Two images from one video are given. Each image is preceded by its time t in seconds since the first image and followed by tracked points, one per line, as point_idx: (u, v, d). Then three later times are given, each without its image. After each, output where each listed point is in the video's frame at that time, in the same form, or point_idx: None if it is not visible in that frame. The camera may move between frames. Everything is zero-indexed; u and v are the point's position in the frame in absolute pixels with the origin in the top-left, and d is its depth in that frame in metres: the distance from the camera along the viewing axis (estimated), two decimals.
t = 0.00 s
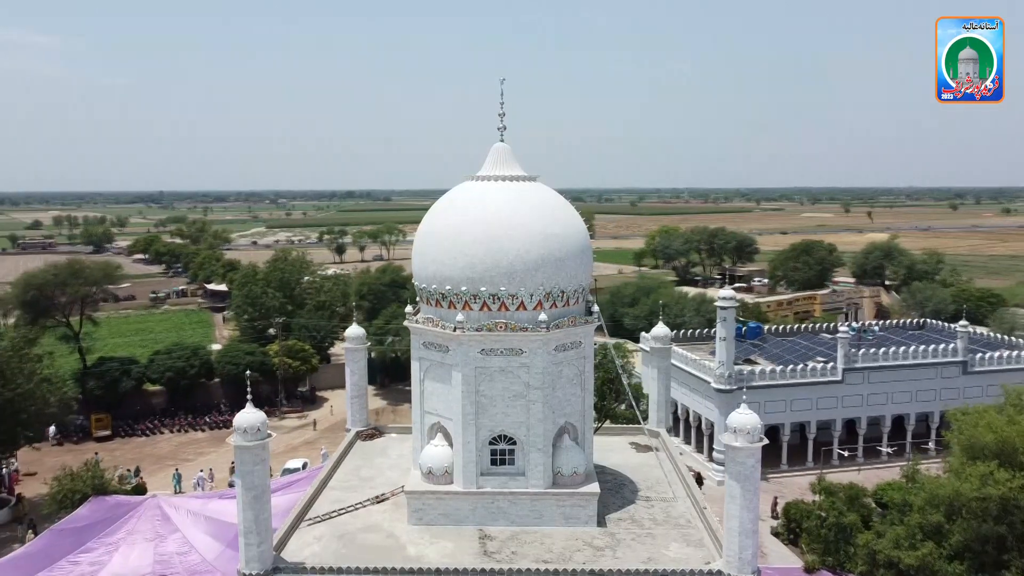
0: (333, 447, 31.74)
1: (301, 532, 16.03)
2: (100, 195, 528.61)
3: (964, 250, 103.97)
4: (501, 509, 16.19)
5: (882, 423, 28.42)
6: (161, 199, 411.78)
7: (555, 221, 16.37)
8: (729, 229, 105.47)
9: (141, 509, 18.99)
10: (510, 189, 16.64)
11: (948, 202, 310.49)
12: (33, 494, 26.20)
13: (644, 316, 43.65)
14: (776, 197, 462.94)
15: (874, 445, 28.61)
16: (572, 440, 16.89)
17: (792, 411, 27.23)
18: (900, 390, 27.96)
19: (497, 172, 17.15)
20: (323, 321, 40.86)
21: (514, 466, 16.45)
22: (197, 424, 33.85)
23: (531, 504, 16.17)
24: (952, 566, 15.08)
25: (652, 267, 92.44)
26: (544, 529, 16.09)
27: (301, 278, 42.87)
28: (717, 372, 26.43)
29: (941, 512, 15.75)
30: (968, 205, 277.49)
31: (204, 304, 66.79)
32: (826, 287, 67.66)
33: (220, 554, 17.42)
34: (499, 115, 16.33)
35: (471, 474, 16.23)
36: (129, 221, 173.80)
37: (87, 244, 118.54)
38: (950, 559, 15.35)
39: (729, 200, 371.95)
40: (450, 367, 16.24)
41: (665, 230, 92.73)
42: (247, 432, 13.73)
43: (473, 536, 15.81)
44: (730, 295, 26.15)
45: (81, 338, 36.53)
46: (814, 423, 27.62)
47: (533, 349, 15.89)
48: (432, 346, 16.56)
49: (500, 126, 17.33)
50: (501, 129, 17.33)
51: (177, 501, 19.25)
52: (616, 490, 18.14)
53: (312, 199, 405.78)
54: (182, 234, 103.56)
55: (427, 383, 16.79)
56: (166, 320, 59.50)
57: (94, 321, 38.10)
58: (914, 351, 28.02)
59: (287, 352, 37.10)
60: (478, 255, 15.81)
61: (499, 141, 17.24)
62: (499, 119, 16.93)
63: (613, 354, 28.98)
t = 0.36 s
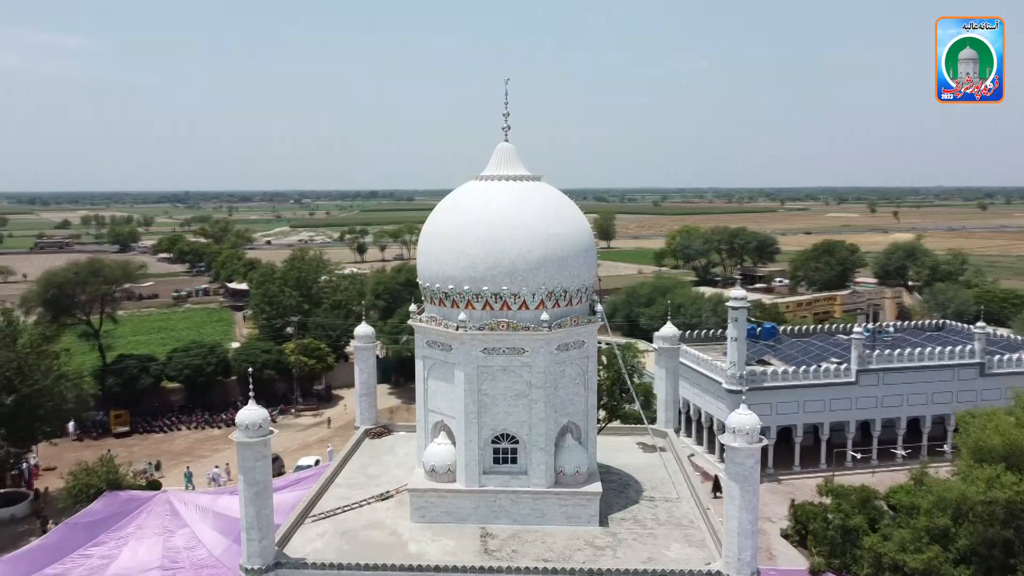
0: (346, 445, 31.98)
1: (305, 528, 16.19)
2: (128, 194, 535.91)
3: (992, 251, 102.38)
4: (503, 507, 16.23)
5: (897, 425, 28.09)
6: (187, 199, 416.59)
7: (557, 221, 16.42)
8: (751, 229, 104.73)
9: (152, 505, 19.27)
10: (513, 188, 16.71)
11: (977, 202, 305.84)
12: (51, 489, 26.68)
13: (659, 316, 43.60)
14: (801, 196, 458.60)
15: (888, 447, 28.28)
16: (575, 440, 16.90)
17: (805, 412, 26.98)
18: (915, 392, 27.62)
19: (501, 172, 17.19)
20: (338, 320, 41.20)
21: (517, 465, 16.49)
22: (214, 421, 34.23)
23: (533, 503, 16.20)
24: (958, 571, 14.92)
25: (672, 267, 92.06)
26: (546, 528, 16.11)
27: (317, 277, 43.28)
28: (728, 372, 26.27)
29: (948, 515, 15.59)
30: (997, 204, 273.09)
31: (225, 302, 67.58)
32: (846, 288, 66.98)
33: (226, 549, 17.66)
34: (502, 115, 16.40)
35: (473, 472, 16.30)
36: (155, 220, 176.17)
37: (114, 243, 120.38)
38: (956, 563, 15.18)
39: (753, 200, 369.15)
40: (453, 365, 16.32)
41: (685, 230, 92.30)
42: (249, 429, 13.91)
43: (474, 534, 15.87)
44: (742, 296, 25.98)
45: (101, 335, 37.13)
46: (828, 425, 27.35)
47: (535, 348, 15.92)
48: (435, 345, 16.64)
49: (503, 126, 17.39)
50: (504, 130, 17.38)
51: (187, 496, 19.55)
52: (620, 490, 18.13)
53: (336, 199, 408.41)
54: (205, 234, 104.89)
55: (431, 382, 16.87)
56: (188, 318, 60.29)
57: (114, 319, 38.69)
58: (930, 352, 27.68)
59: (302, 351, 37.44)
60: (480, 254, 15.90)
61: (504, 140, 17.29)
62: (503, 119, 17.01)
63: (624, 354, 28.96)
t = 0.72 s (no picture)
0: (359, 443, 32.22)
1: (309, 525, 16.36)
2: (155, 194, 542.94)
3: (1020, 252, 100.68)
4: (504, 506, 16.29)
5: (912, 427, 27.75)
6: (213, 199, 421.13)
7: (560, 221, 16.46)
8: (773, 229, 103.89)
9: (162, 500, 19.54)
10: (516, 188, 16.76)
11: (1007, 203, 300.85)
12: (70, 484, 27.15)
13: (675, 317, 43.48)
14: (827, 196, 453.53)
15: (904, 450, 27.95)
16: (577, 439, 16.92)
17: (818, 414, 26.75)
18: (931, 395, 27.28)
19: (505, 171, 17.26)
20: (353, 319, 41.51)
21: (519, 464, 16.55)
22: (231, 419, 34.58)
23: (534, 502, 16.24)
24: None
25: (693, 268, 91.55)
26: (547, 527, 16.15)
27: (334, 277, 43.64)
28: (739, 373, 26.12)
29: (954, 518, 15.39)
30: None
31: (246, 301, 68.27)
32: (868, 289, 66.24)
33: (233, 544, 17.89)
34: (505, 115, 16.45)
35: (475, 471, 16.38)
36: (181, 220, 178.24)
37: (139, 242, 122.06)
38: (962, 567, 14.98)
39: (778, 200, 366.02)
40: (455, 364, 16.41)
41: (706, 230, 91.77)
42: (251, 425, 14.08)
43: (476, 532, 15.94)
44: (753, 296, 25.81)
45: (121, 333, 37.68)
46: (841, 427, 27.09)
47: (537, 348, 15.97)
48: (438, 344, 16.73)
49: (508, 126, 17.44)
50: (509, 129, 17.43)
51: (196, 492, 19.82)
52: (624, 490, 18.12)
53: (359, 199, 410.76)
54: (228, 233, 106.09)
55: (434, 380, 16.96)
56: (209, 317, 61.01)
57: (134, 317, 39.25)
58: (946, 355, 27.34)
59: (318, 349, 37.76)
60: (483, 254, 15.98)
61: (509, 140, 17.35)
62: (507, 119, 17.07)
63: (635, 354, 28.90)
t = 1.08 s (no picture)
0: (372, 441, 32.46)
1: (312, 521, 16.53)
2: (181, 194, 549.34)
3: None
4: (506, 504, 16.37)
5: (927, 430, 27.42)
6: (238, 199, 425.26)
7: (562, 221, 16.50)
8: (795, 229, 102.95)
9: (172, 495, 19.85)
10: (519, 188, 16.81)
11: None
12: (86, 479, 27.60)
13: (691, 317, 43.34)
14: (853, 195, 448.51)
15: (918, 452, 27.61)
16: (579, 439, 16.94)
17: (829, 416, 26.52)
18: (945, 397, 26.95)
19: (508, 171, 17.32)
20: (368, 318, 41.80)
21: (520, 463, 16.60)
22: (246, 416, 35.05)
23: (535, 501, 16.29)
24: None
25: (714, 268, 91.00)
26: (548, 526, 16.19)
27: (350, 276, 44.00)
28: (750, 374, 25.99)
29: (958, 522, 15.17)
30: None
31: (266, 300, 68.89)
32: (890, 290, 65.45)
33: (239, 540, 18.16)
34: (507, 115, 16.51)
35: (476, 470, 16.47)
36: (205, 219, 180.10)
37: (164, 241, 123.57)
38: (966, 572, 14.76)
39: (803, 200, 362.65)
40: (457, 363, 16.49)
41: (727, 230, 91.17)
42: (252, 423, 14.25)
43: (477, 531, 16.03)
44: (765, 297, 25.63)
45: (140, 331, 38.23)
46: (853, 429, 26.83)
47: (537, 347, 16.02)
48: (441, 343, 16.82)
49: (511, 126, 17.51)
50: (512, 129, 17.48)
51: (205, 487, 20.11)
52: (628, 490, 18.12)
53: (381, 199, 412.72)
54: (250, 233, 107.17)
55: (437, 379, 17.06)
56: (229, 315, 61.67)
57: (152, 315, 39.81)
58: (961, 357, 26.99)
59: (332, 348, 38.07)
60: (484, 253, 16.07)
61: (511, 141, 17.39)
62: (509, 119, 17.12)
63: (645, 354, 28.85)
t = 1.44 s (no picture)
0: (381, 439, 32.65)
1: (312, 517, 16.70)
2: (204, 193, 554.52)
3: None
4: (504, 503, 16.44)
5: (938, 432, 27.11)
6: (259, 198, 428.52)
7: (561, 220, 16.53)
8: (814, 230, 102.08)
9: (177, 491, 20.14)
10: (518, 188, 16.86)
11: None
12: (99, 475, 28.03)
13: (703, 317, 43.21)
14: (877, 195, 443.97)
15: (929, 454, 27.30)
16: (578, 438, 16.98)
17: (838, 418, 26.34)
18: (957, 399, 26.64)
19: (510, 170, 17.36)
20: (380, 317, 42.08)
21: (518, 462, 16.65)
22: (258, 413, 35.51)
23: (533, 500, 16.35)
24: None
25: (731, 268, 90.47)
26: (546, 525, 16.25)
27: (362, 275, 44.31)
28: (757, 375, 25.87)
29: (958, 524, 14.97)
30: None
31: (283, 299, 69.44)
32: (908, 291, 64.75)
33: (242, 536, 18.43)
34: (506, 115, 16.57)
35: (475, 468, 16.54)
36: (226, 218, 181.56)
37: (185, 240, 124.81)
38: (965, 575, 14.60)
39: (825, 200, 359.50)
40: (456, 362, 16.59)
41: (744, 230, 90.59)
42: (251, 419, 14.43)
43: (475, 529, 16.12)
44: (772, 298, 25.52)
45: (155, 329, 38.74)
46: (862, 430, 26.61)
47: (535, 346, 16.06)
48: (441, 342, 16.92)
49: (511, 126, 17.56)
50: (512, 129, 17.53)
51: (210, 484, 20.39)
52: (627, 491, 18.13)
53: (401, 199, 414.11)
54: (269, 232, 108.12)
55: (437, 377, 17.15)
56: (246, 314, 62.23)
57: (167, 313, 40.33)
58: (973, 358, 26.71)
59: (344, 347, 38.39)
60: (482, 253, 16.15)
61: (511, 140, 17.48)
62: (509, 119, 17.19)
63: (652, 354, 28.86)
